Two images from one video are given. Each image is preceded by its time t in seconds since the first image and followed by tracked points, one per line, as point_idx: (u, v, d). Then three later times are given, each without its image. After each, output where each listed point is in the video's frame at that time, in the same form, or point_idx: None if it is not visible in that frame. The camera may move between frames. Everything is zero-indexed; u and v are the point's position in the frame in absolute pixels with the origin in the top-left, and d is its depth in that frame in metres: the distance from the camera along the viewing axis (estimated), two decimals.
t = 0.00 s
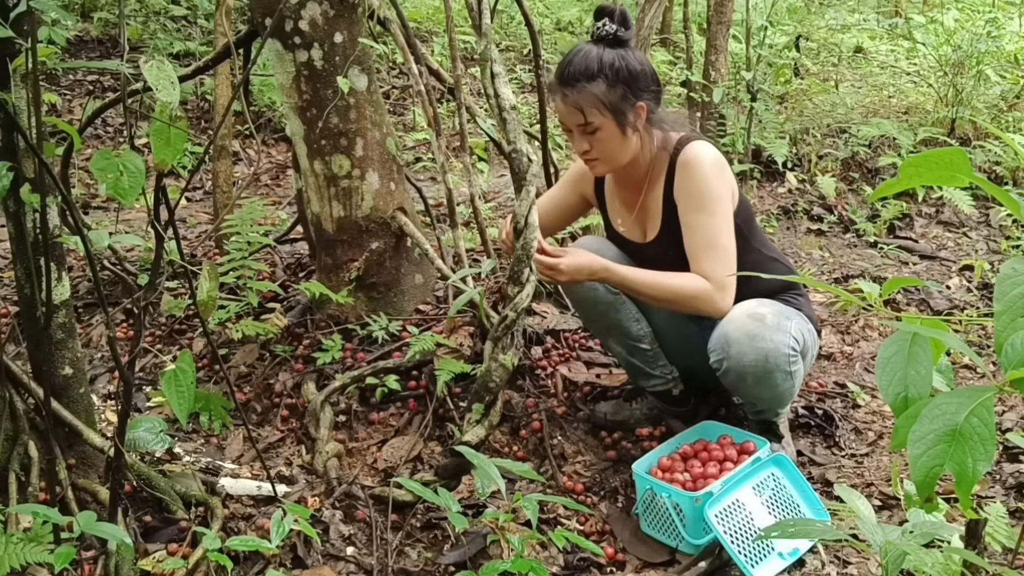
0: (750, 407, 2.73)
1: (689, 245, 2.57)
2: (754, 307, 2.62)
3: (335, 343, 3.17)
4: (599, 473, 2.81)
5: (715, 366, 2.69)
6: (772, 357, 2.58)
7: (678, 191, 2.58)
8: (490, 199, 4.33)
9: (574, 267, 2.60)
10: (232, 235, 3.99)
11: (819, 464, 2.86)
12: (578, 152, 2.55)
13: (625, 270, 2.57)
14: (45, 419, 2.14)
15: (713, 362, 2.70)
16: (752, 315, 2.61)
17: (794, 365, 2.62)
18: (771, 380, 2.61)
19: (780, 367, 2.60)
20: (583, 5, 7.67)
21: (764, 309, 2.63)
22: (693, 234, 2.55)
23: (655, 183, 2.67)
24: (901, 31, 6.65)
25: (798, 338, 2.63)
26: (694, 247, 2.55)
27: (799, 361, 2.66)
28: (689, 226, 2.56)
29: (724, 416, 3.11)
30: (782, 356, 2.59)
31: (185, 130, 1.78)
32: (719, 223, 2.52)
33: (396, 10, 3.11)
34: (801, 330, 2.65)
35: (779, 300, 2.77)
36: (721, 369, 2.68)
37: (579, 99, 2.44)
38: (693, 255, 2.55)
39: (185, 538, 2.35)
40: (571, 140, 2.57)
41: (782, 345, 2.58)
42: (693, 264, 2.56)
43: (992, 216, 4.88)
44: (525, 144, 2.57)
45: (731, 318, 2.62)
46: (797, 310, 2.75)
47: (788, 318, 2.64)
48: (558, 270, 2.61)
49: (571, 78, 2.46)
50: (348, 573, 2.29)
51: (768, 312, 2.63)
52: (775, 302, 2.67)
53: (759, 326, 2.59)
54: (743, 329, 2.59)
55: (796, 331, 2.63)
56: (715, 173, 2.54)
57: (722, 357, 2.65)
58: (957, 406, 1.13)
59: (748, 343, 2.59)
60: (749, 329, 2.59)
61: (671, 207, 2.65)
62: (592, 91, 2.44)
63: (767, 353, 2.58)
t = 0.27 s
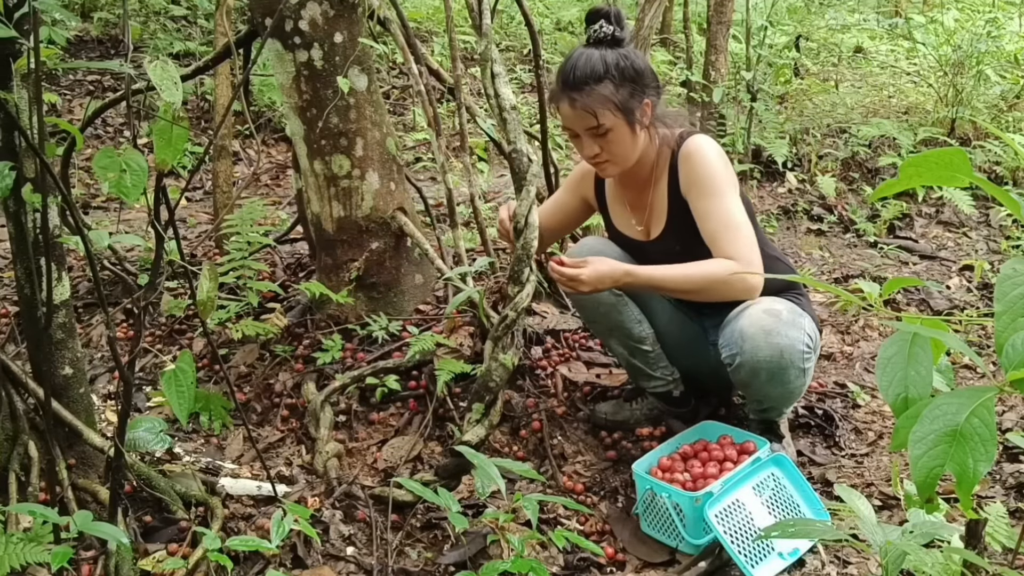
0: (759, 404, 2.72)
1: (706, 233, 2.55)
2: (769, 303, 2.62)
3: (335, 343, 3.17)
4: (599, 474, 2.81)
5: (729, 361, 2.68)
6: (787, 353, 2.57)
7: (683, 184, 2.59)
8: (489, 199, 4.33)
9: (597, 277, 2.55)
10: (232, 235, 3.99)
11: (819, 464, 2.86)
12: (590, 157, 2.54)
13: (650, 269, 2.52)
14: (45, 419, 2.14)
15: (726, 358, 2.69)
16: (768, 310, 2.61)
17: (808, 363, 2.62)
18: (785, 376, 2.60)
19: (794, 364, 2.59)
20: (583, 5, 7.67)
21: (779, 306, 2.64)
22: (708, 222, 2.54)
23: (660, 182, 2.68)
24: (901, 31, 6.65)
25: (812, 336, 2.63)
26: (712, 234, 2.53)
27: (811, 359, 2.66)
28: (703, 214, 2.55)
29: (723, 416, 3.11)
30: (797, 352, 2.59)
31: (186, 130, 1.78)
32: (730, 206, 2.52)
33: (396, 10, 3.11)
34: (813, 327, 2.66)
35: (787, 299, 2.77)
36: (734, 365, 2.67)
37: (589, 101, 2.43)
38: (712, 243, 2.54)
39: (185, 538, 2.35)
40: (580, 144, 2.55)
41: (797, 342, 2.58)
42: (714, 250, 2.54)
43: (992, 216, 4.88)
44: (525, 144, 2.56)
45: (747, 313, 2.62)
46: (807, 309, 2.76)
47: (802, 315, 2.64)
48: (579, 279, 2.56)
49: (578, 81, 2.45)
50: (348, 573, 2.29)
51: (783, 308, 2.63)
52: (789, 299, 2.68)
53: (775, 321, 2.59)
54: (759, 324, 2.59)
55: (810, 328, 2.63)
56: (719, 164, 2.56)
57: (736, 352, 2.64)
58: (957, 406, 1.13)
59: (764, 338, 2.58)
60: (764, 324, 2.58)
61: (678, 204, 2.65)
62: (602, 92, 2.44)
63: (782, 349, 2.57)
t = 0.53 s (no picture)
0: (759, 405, 2.72)
1: (719, 228, 2.55)
2: (767, 305, 2.63)
3: (335, 343, 3.17)
4: (599, 474, 2.81)
5: (727, 364, 2.68)
6: (785, 355, 2.57)
7: (687, 183, 2.60)
8: (489, 199, 4.33)
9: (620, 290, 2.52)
10: (232, 235, 3.98)
11: (819, 464, 2.86)
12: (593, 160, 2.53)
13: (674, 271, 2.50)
14: (45, 419, 2.14)
15: (725, 360, 2.69)
16: (766, 313, 2.61)
17: (806, 365, 2.61)
18: (783, 379, 2.60)
19: (793, 367, 2.58)
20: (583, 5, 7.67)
21: (777, 309, 2.64)
22: (719, 217, 2.54)
23: (660, 180, 2.67)
24: (901, 31, 6.65)
25: (810, 339, 2.63)
26: (725, 226, 2.53)
27: (810, 361, 2.65)
28: (713, 210, 2.54)
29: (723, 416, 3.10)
30: (795, 355, 2.58)
31: (185, 130, 1.78)
32: (737, 195, 2.52)
33: (396, 10, 3.11)
34: (812, 330, 2.66)
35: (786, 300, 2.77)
36: (732, 367, 2.67)
37: (588, 104, 2.43)
38: (729, 236, 2.53)
39: (185, 538, 2.35)
40: (581, 148, 2.54)
41: (795, 344, 2.58)
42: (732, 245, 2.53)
43: (992, 216, 4.88)
44: (525, 144, 2.56)
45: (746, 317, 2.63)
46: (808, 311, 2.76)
47: (801, 318, 2.64)
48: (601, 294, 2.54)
49: (571, 86, 2.45)
50: (348, 573, 2.29)
51: (781, 311, 2.63)
52: (788, 302, 2.68)
53: (773, 324, 2.59)
54: (756, 327, 2.59)
55: (809, 331, 2.63)
56: (719, 159, 2.56)
57: (735, 354, 2.65)
58: (957, 406, 1.13)
59: (762, 340, 2.58)
60: (762, 327, 2.59)
61: (681, 204, 2.66)
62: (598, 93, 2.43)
63: (780, 351, 2.57)
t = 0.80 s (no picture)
0: (760, 405, 2.71)
1: (722, 219, 2.46)
2: (769, 306, 2.63)
3: (335, 343, 3.17)
4: (599, 474, 2.81)
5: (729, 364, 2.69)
6: (787, 356, 2.57)
7: (686, 179, 2.58)
8: (489, 199, 4.33)
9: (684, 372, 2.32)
10: (232, 235, 3.99)
11: (819, 464, 2.86)
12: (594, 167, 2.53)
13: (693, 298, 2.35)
14: (45, 419, 2.14)
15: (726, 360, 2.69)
16: (768, 314, 2.61)
17: (808, 366, 2.61)
18: (785, 379, 2.59)
19: (795, 367, 2.58)
20: (583, 5, 7.67)
21: (779, 309, 2.64)
22: (719, 206, 2.46)
23: (660, 177, 2.67)
24: (901, 31, 6.65)
25: (812, 340, 2.63)
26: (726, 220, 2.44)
27: (812, 362, 2.65)
28: (714, 202, 2.48)
29: (723, 416, 3.10)
30: (797, 356, 2.58)
31: (185, 130, 1.78)
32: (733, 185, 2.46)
33: (396, 9, 3.11)
34: (813, 330, 2.66)
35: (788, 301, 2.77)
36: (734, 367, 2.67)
37: (579, 115, 2.42)
38: (731, 227, 2.43)
39: (185, 538, 2.35)
40: (580, 158, 2.54)
41: (797, 345, 2.58)
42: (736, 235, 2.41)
43: (992, 216, 4.88)
44: (525, 144, 2.56)
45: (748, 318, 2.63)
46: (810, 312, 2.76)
47: (803, 318, 2.64)
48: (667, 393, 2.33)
49: (558, 98, 2.45)
50: (348, 573, 2.29)
51: (783, 311, 2.63)
52: (790, 303, 2.68)
53: (775, 325, 2.59)
54: (758, 328, 2.60)
55: (810, 332, 2.62)
56: (715, 152, 2.55)
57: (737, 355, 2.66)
58: (956, 406, 1.13)
59: (763, 341, 2.58)
60: (765, 327, 2.59)
61: (682, 199, 2.65)
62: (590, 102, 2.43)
63: (782, 351, 2.57)
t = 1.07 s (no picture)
0: (761, 405, 2.71)
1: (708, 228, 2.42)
2: (773, 306, 2.64)
3: (335, 343, 3.17)
4: (599, 474, 2.81)
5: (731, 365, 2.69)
6: (791, 356, 2.57)
7: (677, 184, 2.55)
8: (489, 199, 4.33)
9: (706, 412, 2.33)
10: (232, 235, 3.99)
11: (820, 464, 2.86)
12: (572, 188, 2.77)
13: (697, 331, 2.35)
14: (45, 420, 2.14)
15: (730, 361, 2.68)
16: (772, 314, 2.62)
17: (811, 367, 2.62)
18: (789, 380, 2.60)
19: (799, 368, 2.59)
20: (583, 5, 7.67)
21: (783, 310, 2.64)
22: (705, 215, 2.43)
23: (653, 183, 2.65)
24: (901, 31, 6.65)
25: (815, 341, 2.64)
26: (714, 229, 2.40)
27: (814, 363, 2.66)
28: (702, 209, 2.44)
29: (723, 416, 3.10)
30: (801, 357, 2.59)
31: (186, 130, 1.78)
32: (718, 191, 2.42)
33: (396, 9, 3.11)
34: (816, 331, 2.67)
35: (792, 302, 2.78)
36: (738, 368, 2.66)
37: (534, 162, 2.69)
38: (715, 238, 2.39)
39: (185, 538, 2.35)
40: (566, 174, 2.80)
41: (800, 345, 2.59)
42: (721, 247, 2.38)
43: (992, 216, 4.88)
44: (526, 144, 2.55)
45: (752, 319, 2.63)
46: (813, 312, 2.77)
47: (806, 319, 2.65)
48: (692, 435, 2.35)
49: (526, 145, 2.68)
50: (348, 573, 2.29)
51: (787, 312, 2.64)
52: (793, 303, 2.69)
53: (779, 325, 2.59)
54: (763, 329, 2.60)
55: (813, 333, 2.64)
56: (702, 155, 2.50)
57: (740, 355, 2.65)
58: (956, 406, 1.13)
59: (767, 342, 2.58)
60: (770, 328, 2.59)
61: (677, 200, 2.61)
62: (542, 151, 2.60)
63: (786, 352, 2.57)
